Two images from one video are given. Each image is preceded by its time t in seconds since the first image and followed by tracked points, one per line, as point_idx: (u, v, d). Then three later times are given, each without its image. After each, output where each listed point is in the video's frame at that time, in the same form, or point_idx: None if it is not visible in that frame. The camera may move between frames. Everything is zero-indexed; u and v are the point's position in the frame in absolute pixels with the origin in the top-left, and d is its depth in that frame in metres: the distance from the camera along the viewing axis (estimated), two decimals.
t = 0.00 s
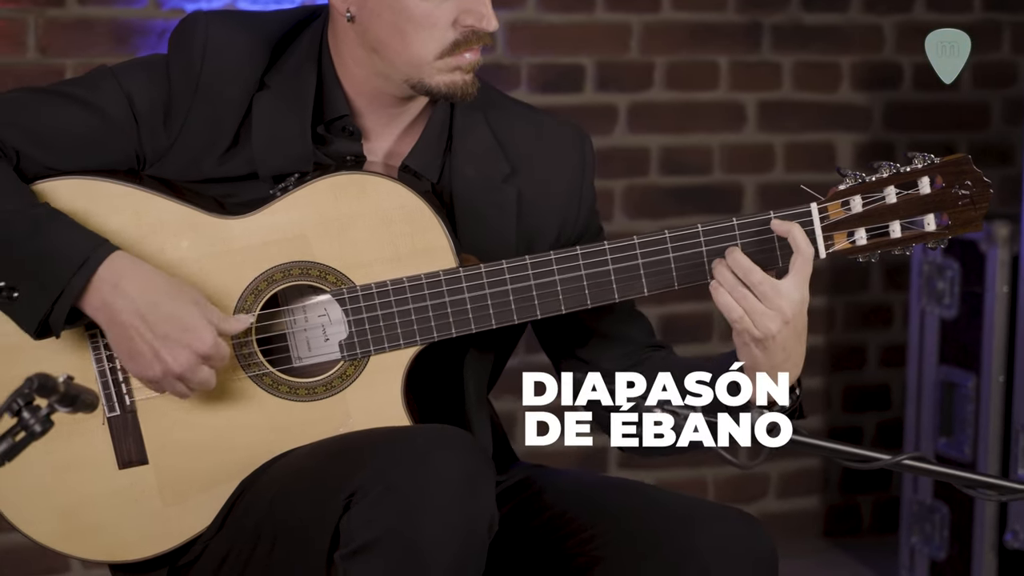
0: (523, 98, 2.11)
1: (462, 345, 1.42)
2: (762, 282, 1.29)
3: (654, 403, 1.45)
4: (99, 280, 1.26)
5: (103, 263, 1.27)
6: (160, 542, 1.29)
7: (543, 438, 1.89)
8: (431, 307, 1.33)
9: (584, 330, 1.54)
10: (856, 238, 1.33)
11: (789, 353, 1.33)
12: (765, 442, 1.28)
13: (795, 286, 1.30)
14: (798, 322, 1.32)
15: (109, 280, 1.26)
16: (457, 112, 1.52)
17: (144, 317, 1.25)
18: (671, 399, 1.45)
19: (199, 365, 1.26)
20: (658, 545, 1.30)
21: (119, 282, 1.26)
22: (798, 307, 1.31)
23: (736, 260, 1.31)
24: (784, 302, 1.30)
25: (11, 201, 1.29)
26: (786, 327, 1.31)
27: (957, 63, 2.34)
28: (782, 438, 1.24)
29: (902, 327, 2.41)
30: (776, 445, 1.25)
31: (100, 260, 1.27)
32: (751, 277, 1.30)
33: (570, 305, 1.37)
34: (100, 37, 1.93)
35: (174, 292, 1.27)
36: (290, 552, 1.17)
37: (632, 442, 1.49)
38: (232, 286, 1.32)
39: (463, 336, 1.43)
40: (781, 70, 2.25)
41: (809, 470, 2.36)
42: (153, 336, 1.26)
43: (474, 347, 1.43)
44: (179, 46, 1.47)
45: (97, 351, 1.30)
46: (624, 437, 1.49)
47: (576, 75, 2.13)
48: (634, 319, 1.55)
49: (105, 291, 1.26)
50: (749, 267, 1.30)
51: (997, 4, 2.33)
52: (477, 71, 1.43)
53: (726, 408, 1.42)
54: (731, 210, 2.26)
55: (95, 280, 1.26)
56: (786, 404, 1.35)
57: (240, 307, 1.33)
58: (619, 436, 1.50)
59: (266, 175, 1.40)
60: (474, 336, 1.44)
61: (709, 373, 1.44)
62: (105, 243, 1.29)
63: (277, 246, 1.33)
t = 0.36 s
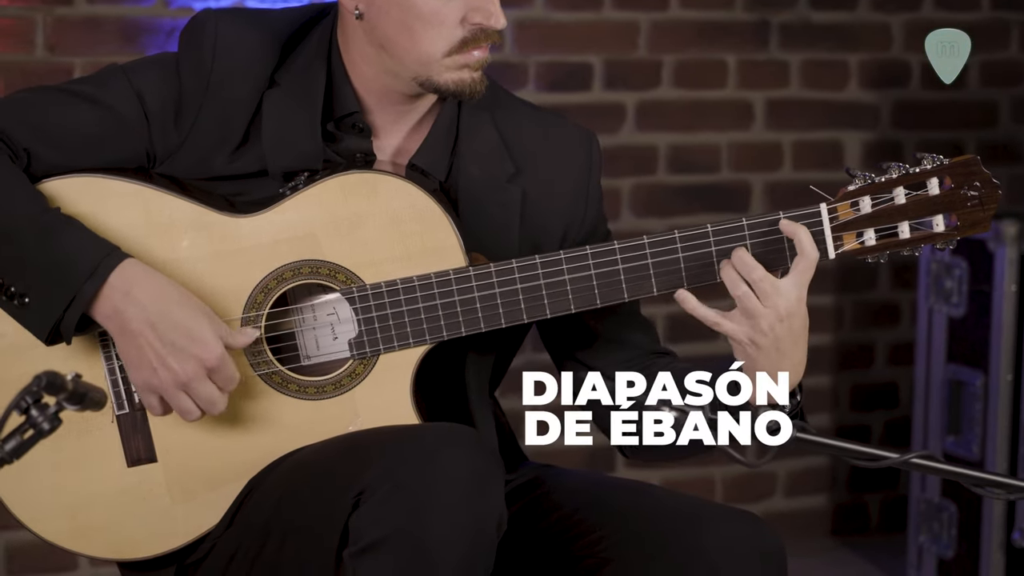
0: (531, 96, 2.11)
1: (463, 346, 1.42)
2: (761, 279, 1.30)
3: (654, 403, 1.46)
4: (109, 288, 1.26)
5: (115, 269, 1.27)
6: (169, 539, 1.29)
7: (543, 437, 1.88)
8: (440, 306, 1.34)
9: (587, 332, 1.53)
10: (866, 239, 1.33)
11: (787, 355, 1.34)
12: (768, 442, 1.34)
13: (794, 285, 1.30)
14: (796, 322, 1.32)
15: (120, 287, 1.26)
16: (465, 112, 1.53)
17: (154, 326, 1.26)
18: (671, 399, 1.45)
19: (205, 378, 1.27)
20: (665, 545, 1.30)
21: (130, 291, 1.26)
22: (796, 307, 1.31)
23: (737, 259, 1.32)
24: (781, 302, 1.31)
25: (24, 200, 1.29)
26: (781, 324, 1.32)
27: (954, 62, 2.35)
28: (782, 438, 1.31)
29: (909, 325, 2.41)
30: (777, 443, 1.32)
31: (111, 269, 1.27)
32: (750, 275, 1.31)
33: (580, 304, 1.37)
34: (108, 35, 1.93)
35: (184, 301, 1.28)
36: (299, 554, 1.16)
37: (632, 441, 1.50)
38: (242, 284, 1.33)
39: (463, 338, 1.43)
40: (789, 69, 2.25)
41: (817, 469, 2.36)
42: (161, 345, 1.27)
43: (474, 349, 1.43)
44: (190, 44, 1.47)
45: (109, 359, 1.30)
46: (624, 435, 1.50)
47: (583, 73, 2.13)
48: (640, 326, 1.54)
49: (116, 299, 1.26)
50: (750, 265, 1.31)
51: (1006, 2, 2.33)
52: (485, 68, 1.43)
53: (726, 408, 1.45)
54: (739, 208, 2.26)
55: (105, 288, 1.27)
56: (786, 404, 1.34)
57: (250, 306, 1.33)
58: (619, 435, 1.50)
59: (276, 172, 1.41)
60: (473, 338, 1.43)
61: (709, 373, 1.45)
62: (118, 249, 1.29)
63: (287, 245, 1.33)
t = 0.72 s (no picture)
0: (539, 94, 2.11)
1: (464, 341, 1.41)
2: (767, 277, 1.31)
3: (654, 403, 1.47)
4: (117, 285, 1.26)
5: (121, 268, 1.27)
6: (177, 538, 1.29)
7: (543, 439, 1.84)
8: (449, 304, 1.34)
9: (591, 335, 1.53)
10: (874, 237, 1.33)
11: (786, 354, 1.35)
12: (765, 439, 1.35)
13: (797, 285, 1.31)
14: (797, 322, 1.33)
15: (128, 285, 1.26)
16: (473, 114, 1.53)
17: (159, 326, 1.25)
18: (671, 399, 1.46)
19: (206, 380, 1.27)
20: (672, 546, 1.30)
21: (138, 288, 1.26)
22: (797, 306, 1.32)
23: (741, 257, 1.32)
24: (783, 300, 1.31)
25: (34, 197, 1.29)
26: (782, 323, 1.33)
27: (954, 62, 2.34)
28: (782, 437, 1.26)
29: (918, 324, 2.41)
30: (778, 444, 1.27)
31: (120, 265, 1.27)
32: (755, 272, 1.31)
33: (588, 303, 1.37)
34: (116, 33, 1.93)
35: (189, 304, 1.28)
36: (306, 552, 1.16)
37: (632, 441, 1.49)
38: (249, 283, 1.33)
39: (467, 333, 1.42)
40: (798, 67, 2.25)
41: (825, 467, 2.36)
42: (165, 345, 1.25)
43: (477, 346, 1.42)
44: (200, 44, 1.47)
45: (116, 358, 1.29)
46: (624, 435, 1.49)
47: (592, 71, 2.13)
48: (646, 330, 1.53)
49: (123, 296, 1.26)
50: (756, 262, 1.31)
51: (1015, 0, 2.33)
52: (494, 71, 1.43)
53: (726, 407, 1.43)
54: (747, 207, 2.26)
55: (113, 285, 1.27)
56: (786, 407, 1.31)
57: (258, 304, 1.33)
58: (619, 435, 1.50)
59: (284, 172, 1.40)
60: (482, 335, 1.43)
61: (709, 373, 1.46)
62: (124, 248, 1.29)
63: (295, 243, 1.33)
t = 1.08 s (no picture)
0: (547, 92, 2.11)
1: (472, 337, 1.41)
2: (774, 270, 1.30)
3: (654, 403, 1.45)
4: (123, 277, 1.26)
5: (127, 260, 1.27)
6: (187, 536, 1.29)
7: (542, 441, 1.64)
8: (457, 301, 1.33)
9: (593, 332, 1.53)
10: (882, 233, 1.33)
11: (790, 348, 1.34)
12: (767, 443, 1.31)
13: (803, 280, 1.31)
14: (802, 316, 1.32)
15: (132, 277, 1.26)
16: (482, 113, 1.53)
17: (164, 318, 1.25)
18: (671, 399, 1.44)
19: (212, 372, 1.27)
20: (680, 543, 1.29)
21: (142, 280, 1.26)
22: (803, 302, 1.32)
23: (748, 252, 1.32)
24: (789, 294, 1.31)
25: (44, 194, 1.29)
26: (788, 318, 1.32)
27: (953, 63, 2.34)
28: (782, 437, 1.27)
29: (926, 321, 2.41)
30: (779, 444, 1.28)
31: (125, 256, 1.27)
32: (762, 266, 1.31)
33: (596, 299, 1.37)
34: (125, 31, 1.94)
35: (195, 294, 1.28)
36: (315, 549, 1.15)
37: (633, 441, 1.48)
38: (258, 279, 1.33)
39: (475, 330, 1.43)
40: (806, 64, 2.25)
41: (834, 465, 2.36)
42: (171, 339, 1.26)
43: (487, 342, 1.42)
44: (208, 42, 1.47)
45: (125, 354, 1.30)
46: (624, 435, 1.48)
47: (600, 69, 2.13)
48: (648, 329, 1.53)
49: (128, 288, 1.26)
50: (763, 256, 1.31)
51: None
52: (503, 72, 1.44)
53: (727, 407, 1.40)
54: (756, 204, 2.26)
55: (118, 276, 1.26)
56: (785, 406, 1.33)
57: (267, 301, 1.33)
58: (619, 435, 1.48)
59: (291, 170, 1.40)
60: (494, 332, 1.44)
61: (709, 374, 1.43)
62: (129, 241, 1.29)
63: (304, 240, 1.33)
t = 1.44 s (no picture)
0: (555, 89, 2.11)
1: (477, 335, 1.41)
2: (781, 267, 1.30)
3: (654, 403, 1.47)
4: (127, 278, 1.26)
5: (132, 259, 1.27)
6: (195, 533, 1.29)
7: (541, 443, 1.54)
8: (464, 298, 1.33)
9: (600, 329, 1.53)
10: (889, 228, 1.33)
11: (799, 345, 1.34)
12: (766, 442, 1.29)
13: (810, 277, 1.31)
14: (811, 313, 1.32)
15: (137, 277, 1.26)
16: (490, 109, 1.53)
17: (170, 318, 1.25)
18: (671, 399, 1.45)
19: (219, 369, 1.27)
20: (690, 540, 1.29)
21: (147, 280, 1.25)
22: (811, 298, 1.31)
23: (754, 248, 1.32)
24: (797, 291, 1.31)
25: (54, 191, 1.29)
26: (795, 315, 1.32)
27: (949, 65, 2.34)
28: (783, 437, 1.24)
29: (934, 319, 2.40)
30: (781, 443, 1.25)
31: (130, 256, 1.27)
32: (769, 262, 1.31)
33: (604, 296, 1.37)
34: (133, 28, 1.94)
35: (202, 295, 1.27)
36: (321, 547, 1.15)
37: (633, 441, 1.49)
38: (266, 277, 1.33)
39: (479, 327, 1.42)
40: (814, 62, 2.25)
41: (841, 463, 2.36)
42: (177, 338, 1.26)
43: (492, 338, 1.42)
44: (215, 41, 1.47)
45: (132, 353, 1.30)
46: (624, 436, 1.48)
47: (608, 66, 2.13)
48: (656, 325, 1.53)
49: (133, 289, 1.25)
50: (770, 253, 1.31)
51: None
52: (512, 69, 1.44)
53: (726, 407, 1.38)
54: (764, 202, 2.26)
55: (123, 277, 1.26)
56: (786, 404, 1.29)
57: (274, 298, 1.33)
58: (618, 434, 1.48)
59: (298, 168, 1.40)
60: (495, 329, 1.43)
61: (709, 373, 1.43)
62: (134, 240, 1.28)
63: (311, 237, 1.33)
